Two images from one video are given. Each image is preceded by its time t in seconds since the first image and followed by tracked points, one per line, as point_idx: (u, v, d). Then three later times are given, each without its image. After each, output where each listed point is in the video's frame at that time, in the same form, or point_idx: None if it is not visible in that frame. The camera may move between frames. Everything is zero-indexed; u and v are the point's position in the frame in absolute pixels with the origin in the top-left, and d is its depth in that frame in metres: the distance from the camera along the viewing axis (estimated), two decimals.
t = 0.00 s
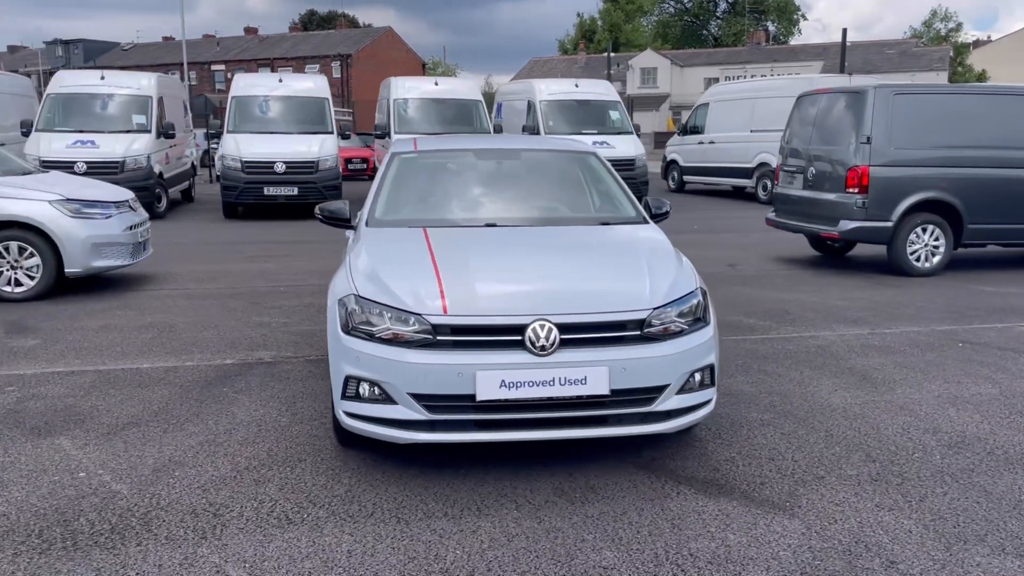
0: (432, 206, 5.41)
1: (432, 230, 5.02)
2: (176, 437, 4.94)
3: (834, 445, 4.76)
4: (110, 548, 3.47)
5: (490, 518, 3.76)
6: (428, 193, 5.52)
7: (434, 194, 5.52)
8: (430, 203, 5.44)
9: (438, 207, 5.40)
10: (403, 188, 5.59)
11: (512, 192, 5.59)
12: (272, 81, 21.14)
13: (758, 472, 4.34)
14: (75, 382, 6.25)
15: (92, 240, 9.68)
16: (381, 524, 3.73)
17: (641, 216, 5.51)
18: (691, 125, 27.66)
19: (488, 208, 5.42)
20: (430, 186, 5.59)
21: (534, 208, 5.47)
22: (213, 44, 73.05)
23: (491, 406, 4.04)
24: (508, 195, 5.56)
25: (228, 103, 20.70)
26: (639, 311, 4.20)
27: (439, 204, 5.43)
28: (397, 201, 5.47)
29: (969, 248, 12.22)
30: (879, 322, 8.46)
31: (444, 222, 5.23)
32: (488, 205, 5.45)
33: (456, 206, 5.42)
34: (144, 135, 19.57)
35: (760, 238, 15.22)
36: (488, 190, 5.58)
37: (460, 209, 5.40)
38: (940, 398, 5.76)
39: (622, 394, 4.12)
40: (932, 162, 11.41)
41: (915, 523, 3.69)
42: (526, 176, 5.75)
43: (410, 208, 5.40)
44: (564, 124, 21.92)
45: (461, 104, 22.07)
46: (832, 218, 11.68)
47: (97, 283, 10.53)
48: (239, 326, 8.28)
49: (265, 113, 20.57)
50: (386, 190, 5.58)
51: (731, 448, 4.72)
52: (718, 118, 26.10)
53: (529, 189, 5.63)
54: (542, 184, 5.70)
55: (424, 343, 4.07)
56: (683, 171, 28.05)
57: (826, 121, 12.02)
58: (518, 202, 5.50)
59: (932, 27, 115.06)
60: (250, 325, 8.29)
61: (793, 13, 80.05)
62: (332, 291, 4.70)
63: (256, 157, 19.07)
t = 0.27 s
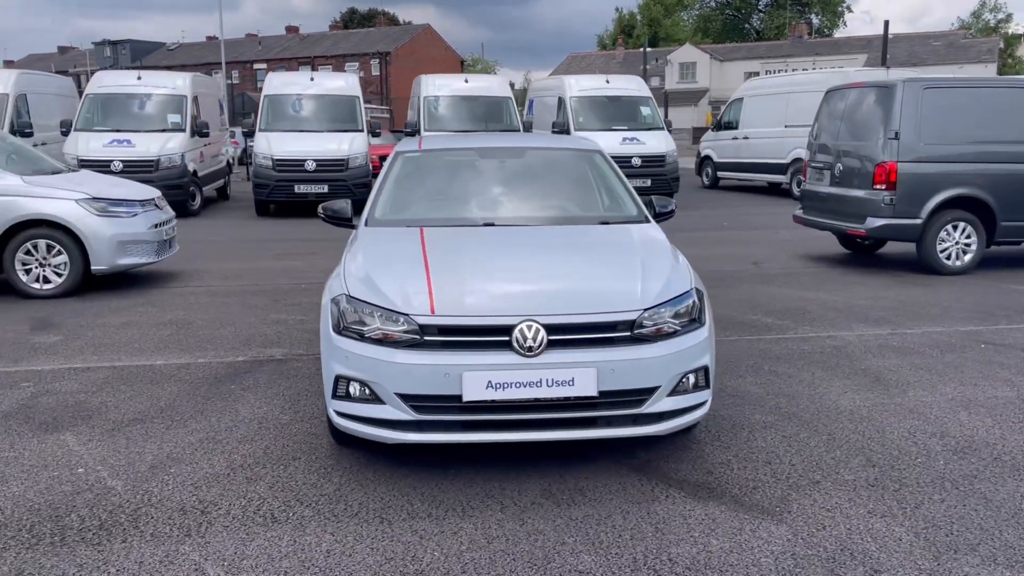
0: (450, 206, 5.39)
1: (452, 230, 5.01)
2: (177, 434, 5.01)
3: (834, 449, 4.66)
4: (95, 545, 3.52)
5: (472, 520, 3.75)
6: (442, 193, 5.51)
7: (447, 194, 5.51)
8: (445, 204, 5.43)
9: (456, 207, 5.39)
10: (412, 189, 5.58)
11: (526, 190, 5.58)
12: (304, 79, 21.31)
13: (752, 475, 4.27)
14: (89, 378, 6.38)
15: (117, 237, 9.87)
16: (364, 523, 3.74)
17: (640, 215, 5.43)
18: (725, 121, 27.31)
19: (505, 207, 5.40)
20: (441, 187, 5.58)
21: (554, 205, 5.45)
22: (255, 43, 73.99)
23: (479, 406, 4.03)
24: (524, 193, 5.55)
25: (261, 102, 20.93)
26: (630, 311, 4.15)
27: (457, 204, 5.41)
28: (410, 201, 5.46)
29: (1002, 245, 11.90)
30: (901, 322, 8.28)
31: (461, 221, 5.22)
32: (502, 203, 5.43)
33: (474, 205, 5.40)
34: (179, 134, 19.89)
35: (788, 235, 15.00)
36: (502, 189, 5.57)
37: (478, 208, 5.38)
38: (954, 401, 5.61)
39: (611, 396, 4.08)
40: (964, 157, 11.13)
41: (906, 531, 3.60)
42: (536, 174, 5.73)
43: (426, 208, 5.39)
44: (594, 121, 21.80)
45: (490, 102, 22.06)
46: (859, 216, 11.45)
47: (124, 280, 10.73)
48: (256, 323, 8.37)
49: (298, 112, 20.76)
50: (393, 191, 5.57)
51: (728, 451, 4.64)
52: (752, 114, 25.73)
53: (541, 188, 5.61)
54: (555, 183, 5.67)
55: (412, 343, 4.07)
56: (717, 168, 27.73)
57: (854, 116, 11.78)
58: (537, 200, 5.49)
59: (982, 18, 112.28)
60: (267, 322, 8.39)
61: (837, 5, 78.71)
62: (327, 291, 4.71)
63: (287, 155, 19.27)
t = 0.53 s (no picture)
0: (471, 203, 5.36)
1: (475, 227, 4.98)
2: (183, 428, 5.08)
3: (839, 450, 4.55)
4: (86, 537, 3.58)
5: (460, 518, 3.73)
6: (462, 191, 5.49)
7: (464, 192, 5.48)
8: (464, 201, 5.40)
9: (477, 204, 5.36)
10: (427, 187, 5.55)
11: (542, 187, 5.54)
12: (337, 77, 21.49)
13: (750, 476, 4.19)
14: (106, 372, 6.50)
15: (144, 234, 10.04)
16: (352, 520, 3.74)
17: (647, 211, 5.37)
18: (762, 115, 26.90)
19: (525, 204, 5.37)
20: (457, 185, 5.55)
21: (577, 202, 5.42)
22: (297, 42, 74.84)
23: (471, 403, 4.01)
24: (542, 190, 5.52)
25: (295, 100, 21.16)
26: (624, 309, 4.10)
27: (477, 201, 5.39)
28: (427, 200, 5.43)
29: None
30: (927, 320, 8.08)
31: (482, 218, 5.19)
32: (521, 200, 5.40)
33: (496, 202, 5.38)
34: (214, 132, 20.18)
35: (821, 232, 14.74)
36: (520, 185, 5.53)
37: (500, 205, 5.36)
38: (972, 402, 5.45)
39: (604, 394, 4.03)
40: (998, 151, 10.84)
41: (901, 536, 3.50)
42: (550, 169, 5.70)
43: (446, 206, 5.36)
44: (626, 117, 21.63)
45: (522, 98, 22.01)
46: (890, 212, 11.21)
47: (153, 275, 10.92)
48: (275, 319, 8.45)
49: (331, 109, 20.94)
50: (407, 190, 5.54)
51: (730, 451, 4.57)
52: (789, 108, 25.33)
53: (557, 184, 5.58)
54: (571, 178, 5.64)
55: (404, 339, 4.06)
56: (753, 163, 27.35)
57: (886, 109, 11.53)
58: (559, 196, 5.46)
59: None
60: (286, 318, 8.47)
61: None
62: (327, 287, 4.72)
63: (319, 152, 19.44)
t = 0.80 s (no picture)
0: (490, 200, 5.35)
1: (490, 224, 4.97)
2: (187, 421, 5.15)
3: (840, 451, 4.46)
4: (77, 526, 3.65)
5: (444, 513, 3.73)
6: (482, 188, 5.48)
7: (478, 190, 5.47)
8: (480, 199, 5.39)
9: (497, 201, 5.35)
10: (437, 186, 5.54)
11: (556, 182, 5.54)
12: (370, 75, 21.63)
13: (744, 476, 4.12)
14: (123, 365, 6.62)
15: (171, 229, 10.23)
16: (337, 514, 3.75)
17: (649, 207, 5.30)
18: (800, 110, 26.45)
19: (544, 200, 5.37)
20: (468, 183, 5.54)
21: (595, 195, 5.42)
22: (339, 40, 75.54)
23: (460, 399, 4.00)
24: (558, 185, 5.52)
25: (328, 98, 21.35)
26: (616, 305, 4.06)
27: (498, 197, 5.38)
28: (442, 198, 5.42)
29: None
30: (953, 319, 7.87)
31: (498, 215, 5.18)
32: (537, 197, 5.40)
33: (514, 198, 5.37)
34: (249, 129, 20.45)
35: (854, 229, 14.45)
36: (537, 181, 5.53)
37: (520, 202, 5.35)
38: (987, 403, 5.30)
39: (595, 391, 4.00)
40: None
41: (891, 539, 3.41)
42: (560, 164, 5.70)
43: (461, 204, 5.35)
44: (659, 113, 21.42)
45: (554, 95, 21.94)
46: (921, 208, 10.96)
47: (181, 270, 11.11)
48: (293, 314, 8.53)
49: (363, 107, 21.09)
50: (417, 190, 5.52)
51: (728, 450, 4.49)
52: (827, 103, 24.90)
53: (570, 178, 5.58)
54: (583, 172, 5.64)
55: (394, 334, 4.06)
56: (790, 159, 26.93)
57: (918, 102, 11.26)
58: (578, 191, 5.46)
59: None
60: (304, 313, 8.54)
61: None
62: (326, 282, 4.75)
63: (351, 150, 19.59)
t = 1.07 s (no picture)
0: (507, 202, 5.34)
1: (502, 226, 4.97)
2: (195, 420, 5.24)
3: (841, 459, 4.38)
4: (73, 523, 3.74)
5: (431, 517, 3.74)
6: (502, 190, 5.46)
7: (491, 191, 5.46)
8: (496, 200, 5.38)
9: (515, 202, 5.34)
10: (448, 188, 5.52)
11: (568, 182, 5.52)
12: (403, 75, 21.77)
13: (738, 483, 4.07)
14: (141, 363, 6.76)
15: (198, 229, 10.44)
16: (326, 515, 3.79)
17: (652, 210, 5.24)
18: (839, 107, 25.98)
19: (560, 200, 5.36)
20: (480, 185, 5.53)
21: (613, 195, 5.41)
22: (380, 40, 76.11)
23: (450, 402, 4.01)
24: (572, 185, 5.50)
25: (361, 97, 21.53)
26: (608, 310, 4.04)
27: (520, 199, 5.36)
28: (455, 200, 5.40)
29: None
30: (979, 324, 7.68)
31: (513, 217, 5.17)
32: (553, 197, 5.39)
33: (530, 199, 5.36)
34: (284, 129, 20.70)
35: (888, 230, 14.16)
36: (552, 181, 5.52)
37: (537, 202, 5.34)
38: (1001, 411, 5.16)
39: (586, 396, 3.98)
40: None
41: (879, 551, 3.35)
42: (571, 163, 5.68)
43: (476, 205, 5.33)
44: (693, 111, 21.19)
45: (586, 94, 21.84)
46: (953, 209, 10.73)
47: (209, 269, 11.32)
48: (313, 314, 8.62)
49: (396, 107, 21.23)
50: (428, 192, 5.51)
51: (725, 457, 4.44)
52: (867, 100, 24.43)
53: (583, 177, 5.57)
54: (595, 172, 5.62)
55: (387, 338, 4.09)
56: (829, 157, 26.48)
57: (952, 100, 11.01)
58: (594, 191, 5.45)
59: None
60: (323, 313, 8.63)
61: None
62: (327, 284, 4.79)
63: (383, 150, 19.72)
